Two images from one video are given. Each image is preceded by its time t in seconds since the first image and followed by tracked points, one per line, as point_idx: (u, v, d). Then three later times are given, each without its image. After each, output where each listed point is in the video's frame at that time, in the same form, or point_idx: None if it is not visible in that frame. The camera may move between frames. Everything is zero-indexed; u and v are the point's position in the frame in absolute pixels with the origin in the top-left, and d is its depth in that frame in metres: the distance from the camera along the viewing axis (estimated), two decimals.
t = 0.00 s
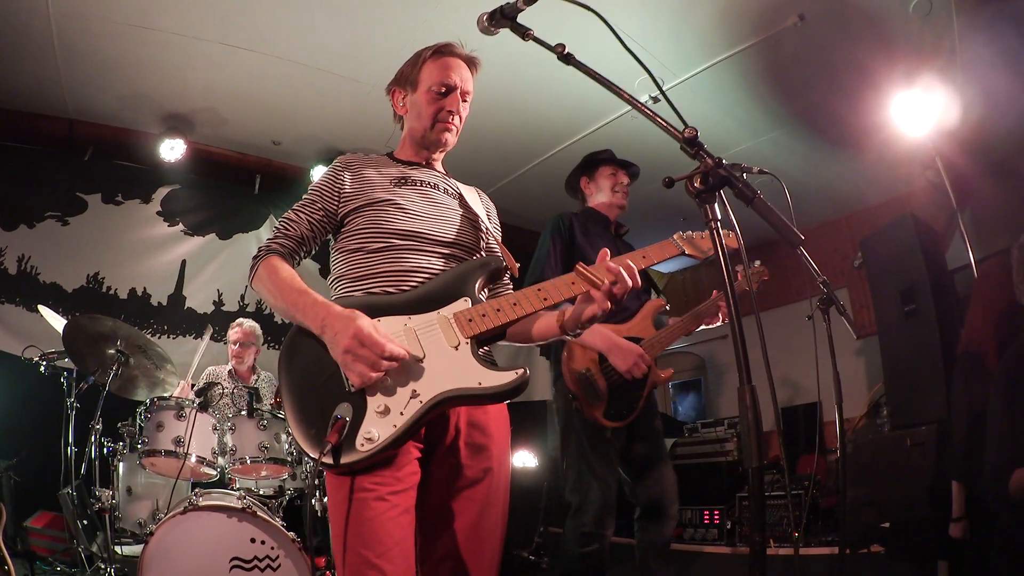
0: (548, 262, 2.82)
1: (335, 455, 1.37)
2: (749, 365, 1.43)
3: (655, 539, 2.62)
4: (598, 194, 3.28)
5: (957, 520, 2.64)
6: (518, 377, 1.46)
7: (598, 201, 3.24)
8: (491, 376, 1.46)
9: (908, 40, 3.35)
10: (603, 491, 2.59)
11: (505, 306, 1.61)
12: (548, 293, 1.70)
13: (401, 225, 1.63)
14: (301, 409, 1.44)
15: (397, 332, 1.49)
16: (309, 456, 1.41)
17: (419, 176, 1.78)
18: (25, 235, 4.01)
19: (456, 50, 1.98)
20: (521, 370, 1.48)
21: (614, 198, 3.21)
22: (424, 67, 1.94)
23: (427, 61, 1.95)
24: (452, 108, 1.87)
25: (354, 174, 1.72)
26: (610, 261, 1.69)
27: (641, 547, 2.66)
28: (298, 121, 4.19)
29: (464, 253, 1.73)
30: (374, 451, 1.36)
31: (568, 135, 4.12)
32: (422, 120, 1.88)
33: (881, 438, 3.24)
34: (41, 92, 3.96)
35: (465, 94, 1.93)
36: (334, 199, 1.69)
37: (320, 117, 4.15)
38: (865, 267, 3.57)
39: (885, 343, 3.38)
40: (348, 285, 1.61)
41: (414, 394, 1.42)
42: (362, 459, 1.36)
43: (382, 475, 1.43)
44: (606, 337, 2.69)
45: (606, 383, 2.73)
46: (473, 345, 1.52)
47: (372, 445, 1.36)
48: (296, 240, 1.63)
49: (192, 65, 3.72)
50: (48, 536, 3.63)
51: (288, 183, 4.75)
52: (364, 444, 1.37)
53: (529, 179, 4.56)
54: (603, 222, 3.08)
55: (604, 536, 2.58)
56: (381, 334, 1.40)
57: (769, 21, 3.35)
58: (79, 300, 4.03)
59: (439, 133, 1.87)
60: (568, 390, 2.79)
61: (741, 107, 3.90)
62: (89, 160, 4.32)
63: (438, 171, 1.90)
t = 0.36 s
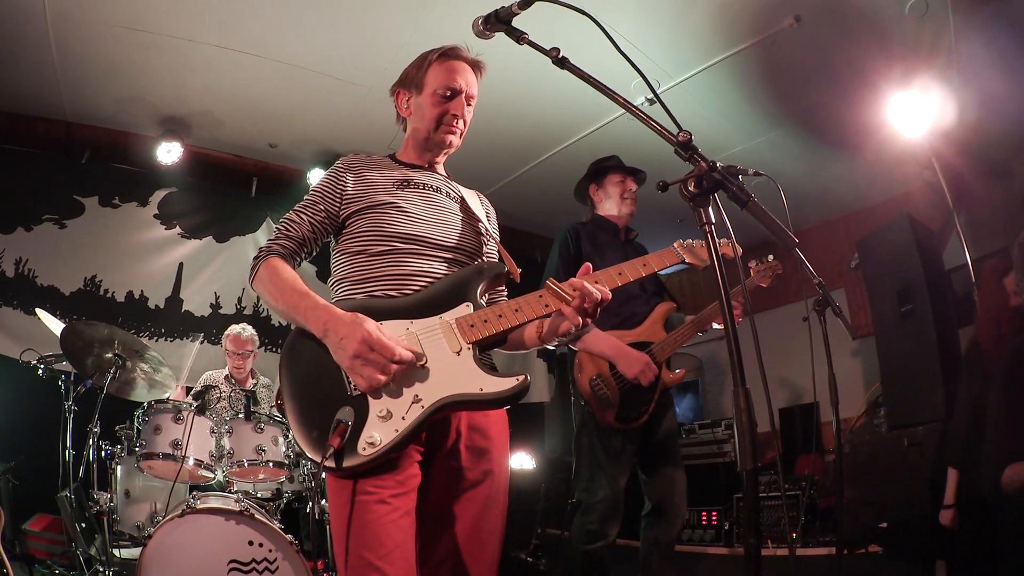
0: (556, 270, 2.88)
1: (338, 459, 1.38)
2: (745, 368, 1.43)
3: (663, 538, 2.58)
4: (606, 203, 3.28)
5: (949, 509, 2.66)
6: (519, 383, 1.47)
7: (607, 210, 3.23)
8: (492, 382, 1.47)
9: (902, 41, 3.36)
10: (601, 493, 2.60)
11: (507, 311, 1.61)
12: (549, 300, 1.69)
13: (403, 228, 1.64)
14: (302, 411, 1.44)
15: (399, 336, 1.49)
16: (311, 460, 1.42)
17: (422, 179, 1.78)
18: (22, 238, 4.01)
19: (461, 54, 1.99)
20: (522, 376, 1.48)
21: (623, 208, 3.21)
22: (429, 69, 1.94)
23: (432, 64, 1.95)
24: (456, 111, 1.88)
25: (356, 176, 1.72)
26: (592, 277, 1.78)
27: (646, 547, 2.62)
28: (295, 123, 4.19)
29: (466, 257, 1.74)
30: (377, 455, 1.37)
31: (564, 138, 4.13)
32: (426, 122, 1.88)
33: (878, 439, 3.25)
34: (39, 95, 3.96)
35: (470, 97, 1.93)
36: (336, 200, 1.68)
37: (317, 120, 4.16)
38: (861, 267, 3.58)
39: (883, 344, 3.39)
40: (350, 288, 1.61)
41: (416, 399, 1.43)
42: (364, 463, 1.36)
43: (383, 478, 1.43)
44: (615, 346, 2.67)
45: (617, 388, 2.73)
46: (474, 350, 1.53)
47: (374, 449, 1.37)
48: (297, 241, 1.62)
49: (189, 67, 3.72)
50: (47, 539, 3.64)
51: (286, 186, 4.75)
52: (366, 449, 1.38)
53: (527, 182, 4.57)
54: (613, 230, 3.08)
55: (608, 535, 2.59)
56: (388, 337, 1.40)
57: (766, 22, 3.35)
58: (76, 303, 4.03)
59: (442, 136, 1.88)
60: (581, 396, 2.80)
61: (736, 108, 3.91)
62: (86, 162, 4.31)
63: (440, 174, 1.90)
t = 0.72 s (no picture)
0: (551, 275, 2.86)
1: (337, 469, 1.38)
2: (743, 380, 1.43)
3: (662, 548, 2.61)
4: (599, 210, 3.29)
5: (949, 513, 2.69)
6: (518, 395, 1.47)
7: (602, 216, 3.23)
8: (491, 394, 1.47)
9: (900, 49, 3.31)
10: (601, 501, 2.60)
11: (507, 323, 1.62)
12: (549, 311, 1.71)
13: (403, 239, 1.64)
14: (303, 422, 1.44)
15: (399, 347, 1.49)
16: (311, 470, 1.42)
17: (422, 188, 1.78)
18: (23, 243, 4.01)
19: (462, 64, 1.99)
20: (521, 387, 1.49)
21: (618, 214, 3.21)
22: (429, 79, 1.95)
23: (433, 74, 1.96)
24: (456, 122, 1.88)
25: (356, 186, 1.72)
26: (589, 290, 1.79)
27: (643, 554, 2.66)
28: (294, 131, 4.20)
29: (466, 267, 1.75)
30: (377, 465, 1.37)
31: (563, 146, 4.14)
32: (426, 132, 1.89)
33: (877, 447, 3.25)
34: (40, 100, 3.97)
35: (471, 108, 1.94)
36: (336, 210, 1.69)
37: (317, 127, 4.17)
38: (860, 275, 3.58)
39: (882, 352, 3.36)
40: (349, 298, 1.61)
41: (416, 410, 1.43)
42: (364, 473, 1.37)
43: (383, 488, 1.43)
44: (609, 353, 2.68)
45: (610, 395, 2.74)
46: (473, 361, 1.54)
47: (374, 460, 1.37)
48: (296, 251, 1.63)
49: (190, 74, 3.73)
50: (46, 544, 3.64)
51: (285, 193, 4.76)
52: (365, 459, 1.38)
53: (526, 189, 4.57)
54: (604, 235, 3.10)
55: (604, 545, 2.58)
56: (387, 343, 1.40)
57: (765, 29, 3.31)
58: (76, 309, 4.03)
59: (442, 146, 1.89)
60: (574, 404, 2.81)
61: (735, 116, 3.91)
62: (86, 168, 4.31)
63: (440, 184, 1.90)
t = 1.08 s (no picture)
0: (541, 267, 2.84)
1: (337, 469, 1.38)
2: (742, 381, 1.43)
3: (655, 549, 2.69)
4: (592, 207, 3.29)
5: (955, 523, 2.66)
6: (518, 394, 1.48)
7: (595, 212, 3.24)
8: (490, 394, 1.48)
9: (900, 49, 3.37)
10: (602, 501, 2.60)
11: (505, 323, 1.63)
12: (547, 312, 1.72)
13: (401, 239, 1.64)
14: (303, 421, 1.44)
15: (398, 347, 1.50)
16: (310, 469, 1.43)
17: (420, 189, 1.79)
18: (23, 244, 4.01)
19: (462, 64, 2.00)
20: (520, 388, 1.49)
21: (610, 212, 3.21)
22: (429, 79, 1.95)
23: (432, 74, 1.96)
24: (455, 122, 1.88)
25: (355, 186, 1.73)
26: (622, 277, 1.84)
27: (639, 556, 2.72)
28: (294, 131, 4.20)
29: (465, 267, 1.75)
30: (377, 465, 1.37)
31: (563, 146, 4.14)
32: (425, 132, 1.89)
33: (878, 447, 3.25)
34: (40, 100, 3.97)
35: (470, 108, 1.94)
36: (335, 210, 1.69)
37: (317, 128, 4.17)
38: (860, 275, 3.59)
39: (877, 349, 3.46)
40: (347, 297, 1.61)
41: (415, 410, 1.44)
42: (364, 473, 1.37)
43: (382, 488, 1.44)
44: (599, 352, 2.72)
45: (598, 395, 2.73)
46: (472, 361, 1.54)
47: (374, 460, 1.38)
48: (295, 251, 1.63)
49: (190, 74, 3.73)
50: (47, 544, 3.64)
51: (284, 193, 4.76)
52: (365, 459, 1.38)
53: (525, 189, 4.58)
54: (597, 233, 3.10)
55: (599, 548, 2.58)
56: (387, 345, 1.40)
57: (765, 29, 3.33)
58: (76, 310, 4.04)
59: (441, 146, 1.89)
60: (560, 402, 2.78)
61: (734, 116, 3.91)
62: (86, 168, 4.32)
63: (439, 184, 1.91)
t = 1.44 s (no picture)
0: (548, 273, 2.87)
1: (333, 467, 1.38)
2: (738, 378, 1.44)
3: (655, 547, 2.71)
4: (598, 208, 3.30)
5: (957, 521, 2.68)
6: (515, 393, 1.48)
7: (600, 213, 3.25)
8: (487, 392, 1.48)
9: (897, 47, 3.32)
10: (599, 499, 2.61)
11: (502, 321, 1.63)
12: (546, 309, 1.73)
13: (399, 235, 1.64)
14: (299, 418, 1.44)
15: (395, 344, 1.50)
16: (306, 466, 1.42)
17: (420, 185, 1.79)
18: (21, 242, 4.00)
19: (462, 61, 1.99)
20: (517, 386, 1.50)
21: (617, 213, 3.22)
22: (429, 75, 1.95)
23: (432, 70, 1.96)
24: (455, 119, 1.88)
25: (354, 182, 1.73)
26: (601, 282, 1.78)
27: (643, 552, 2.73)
28: (293, 129, 4.20)
29: (463, 264, 1.75)
30: (373, 463, 1.38)
31: (562, 144, 4.14)
32: (424, 128, 1.89)
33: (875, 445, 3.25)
34: (37, 98, 3.96)
35: (470, 105, 1.94)
36: (333, 206, 1.69)
37: (315, 126, 4.17)
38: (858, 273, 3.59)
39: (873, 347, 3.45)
40: (345, 294, 1.61)
41: (412, 408, 1.44)
42: (360, 471, 1.37)
43: (379, 485, 1.44)
44: (606, 351, 2.71)
45: (608, 394, 2.72)
46: (470, 359, 1.54)
47: (370, 458, 1.38)
48: (293, 247, 1.62)
49: (188, 72, 3.72)
50: (45, 543, 3.62)
51: (282, 191, 4.75)
52: (362, 456, 1.38)
53: (524, 188, 4.58)
54: (604, 235, 3.09)
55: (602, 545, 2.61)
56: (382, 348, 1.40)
57: (764, 28, 3.33)
58: (74, 308, 4.03)
59: (440, 143, 1.89)
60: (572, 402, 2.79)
61: (733, 114, 3.91)
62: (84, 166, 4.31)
63: (438, 181, 1.91)
